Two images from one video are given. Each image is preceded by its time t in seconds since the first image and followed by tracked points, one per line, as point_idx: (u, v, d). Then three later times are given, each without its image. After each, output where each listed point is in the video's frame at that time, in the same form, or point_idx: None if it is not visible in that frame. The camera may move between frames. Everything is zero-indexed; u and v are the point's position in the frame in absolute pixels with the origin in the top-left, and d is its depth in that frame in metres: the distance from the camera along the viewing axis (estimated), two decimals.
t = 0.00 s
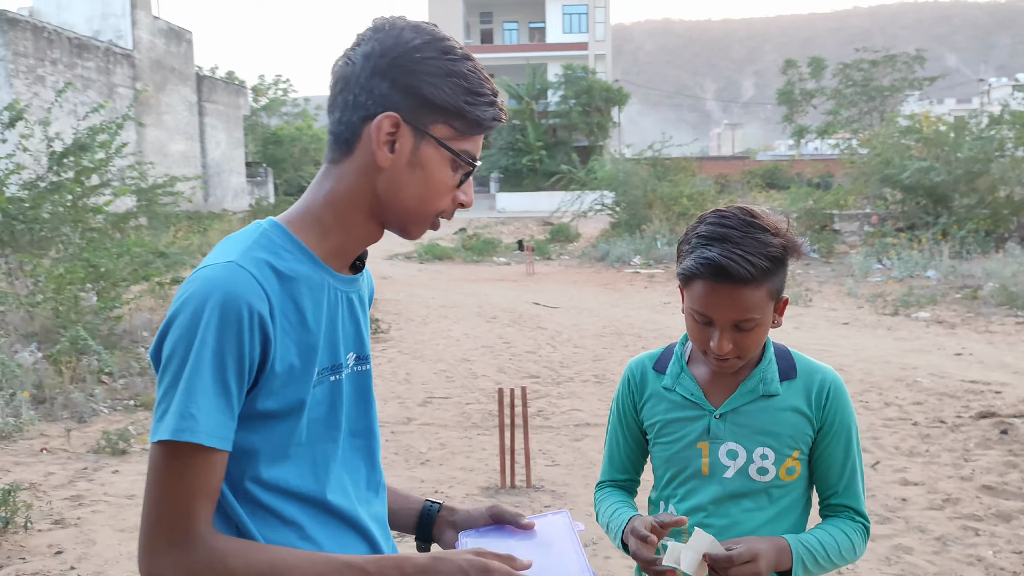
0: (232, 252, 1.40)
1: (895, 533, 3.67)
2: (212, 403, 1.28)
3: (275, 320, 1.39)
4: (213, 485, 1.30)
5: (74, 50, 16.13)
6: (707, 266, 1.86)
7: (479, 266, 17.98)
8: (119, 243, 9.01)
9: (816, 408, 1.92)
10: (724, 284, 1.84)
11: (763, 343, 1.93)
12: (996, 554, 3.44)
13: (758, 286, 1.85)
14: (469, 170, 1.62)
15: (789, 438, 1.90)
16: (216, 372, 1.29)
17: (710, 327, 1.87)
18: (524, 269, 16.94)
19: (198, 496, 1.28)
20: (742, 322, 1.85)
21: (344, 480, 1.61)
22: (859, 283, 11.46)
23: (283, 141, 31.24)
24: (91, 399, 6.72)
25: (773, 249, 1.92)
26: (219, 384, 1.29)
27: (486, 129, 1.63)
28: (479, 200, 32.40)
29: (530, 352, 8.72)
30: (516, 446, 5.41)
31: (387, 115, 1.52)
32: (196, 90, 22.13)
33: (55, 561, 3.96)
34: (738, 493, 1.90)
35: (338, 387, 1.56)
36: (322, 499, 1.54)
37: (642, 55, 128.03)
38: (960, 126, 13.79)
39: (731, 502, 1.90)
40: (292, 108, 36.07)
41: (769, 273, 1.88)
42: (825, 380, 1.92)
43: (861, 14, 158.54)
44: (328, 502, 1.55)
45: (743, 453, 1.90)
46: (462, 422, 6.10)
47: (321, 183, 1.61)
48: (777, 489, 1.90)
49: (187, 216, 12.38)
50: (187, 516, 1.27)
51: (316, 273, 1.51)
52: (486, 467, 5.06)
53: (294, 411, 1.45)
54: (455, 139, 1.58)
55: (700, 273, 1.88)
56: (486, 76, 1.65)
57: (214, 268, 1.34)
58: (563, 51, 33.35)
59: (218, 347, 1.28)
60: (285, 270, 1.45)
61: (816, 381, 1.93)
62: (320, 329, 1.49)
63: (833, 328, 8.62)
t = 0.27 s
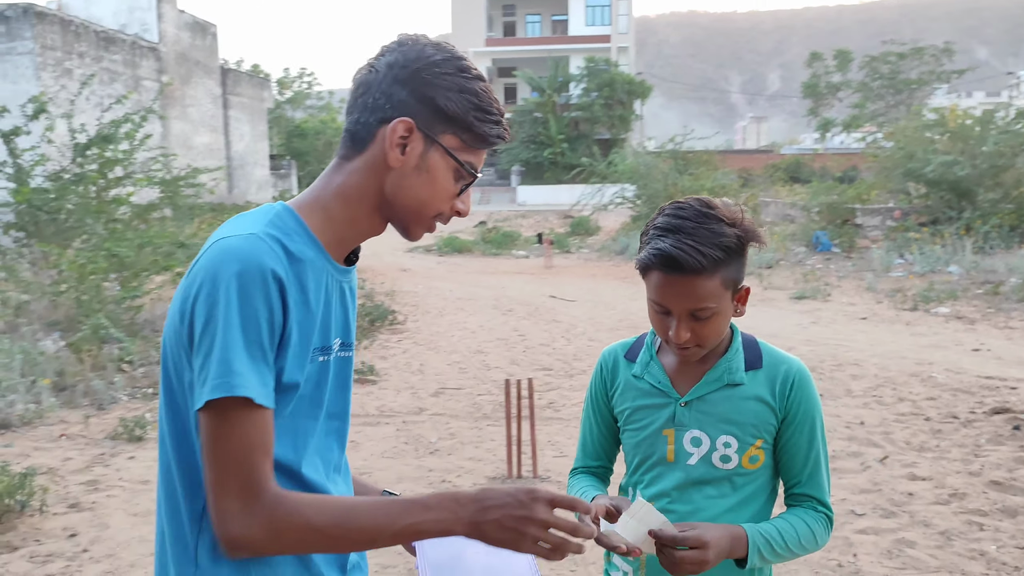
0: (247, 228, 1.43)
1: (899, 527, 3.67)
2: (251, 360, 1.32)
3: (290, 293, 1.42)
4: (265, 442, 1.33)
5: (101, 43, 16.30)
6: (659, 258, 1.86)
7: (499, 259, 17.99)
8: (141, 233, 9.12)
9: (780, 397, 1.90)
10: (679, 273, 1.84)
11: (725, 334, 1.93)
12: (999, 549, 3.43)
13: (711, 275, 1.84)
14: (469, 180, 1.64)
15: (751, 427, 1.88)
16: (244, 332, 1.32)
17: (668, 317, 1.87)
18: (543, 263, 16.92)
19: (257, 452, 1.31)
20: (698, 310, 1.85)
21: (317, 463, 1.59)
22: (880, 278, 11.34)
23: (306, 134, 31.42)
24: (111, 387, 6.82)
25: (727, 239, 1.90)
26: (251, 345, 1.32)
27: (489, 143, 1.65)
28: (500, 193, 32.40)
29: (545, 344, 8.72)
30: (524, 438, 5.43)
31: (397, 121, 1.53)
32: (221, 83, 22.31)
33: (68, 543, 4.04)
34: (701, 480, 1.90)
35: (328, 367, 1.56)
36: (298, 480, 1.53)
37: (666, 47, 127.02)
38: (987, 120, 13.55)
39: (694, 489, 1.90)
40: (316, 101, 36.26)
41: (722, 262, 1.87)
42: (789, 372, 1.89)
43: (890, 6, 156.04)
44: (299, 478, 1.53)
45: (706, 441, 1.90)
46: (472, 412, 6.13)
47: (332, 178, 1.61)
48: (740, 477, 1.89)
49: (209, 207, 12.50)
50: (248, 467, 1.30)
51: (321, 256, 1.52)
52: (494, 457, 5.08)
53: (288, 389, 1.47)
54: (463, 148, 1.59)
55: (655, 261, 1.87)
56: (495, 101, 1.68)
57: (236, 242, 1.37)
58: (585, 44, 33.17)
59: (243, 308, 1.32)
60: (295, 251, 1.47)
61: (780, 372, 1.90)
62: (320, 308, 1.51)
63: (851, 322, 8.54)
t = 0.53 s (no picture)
0: (266, 212, 1.45)
1: (896, 516, 3.74)
2: (293, 331, 1.35)
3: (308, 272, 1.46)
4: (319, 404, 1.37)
5: (115, 37, 16.41)
6: (620, 246, 1.89)
7: (510, 252, 17.99)
8: (153, 226, 9.19)
9: (743, 379, 1.92)
10: (640, 258, 1.86)
11: (691, 321, 1.96)
12: (993, 538, 3.48)
13: (672, 259, 1.86)
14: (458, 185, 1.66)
15: (716, 408, 1.91)
16: (279, 303, 1.35)
17: (633, 303, 1.90)
18: (553, 256, 16.93)
19: (317, 405, 1.37)
20: (660, 295, 1.87)
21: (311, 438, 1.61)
22: (890, 271, 11.31)
23: (319, 128, 31.52)
24: (123, 376, 6.90)
25: (686, 227, 1.92)
26: (288, 315, 1.36)
27: (480, 149, 1.66)
28: (511, 187, 32.41)
29: (552, 336, 8.76)
30: (526, 428, 5.47)
31: (396, 125, 1.56)
32: (234, 77, 22.40)
33: (79, 527, 4.11)
34: (668, 459, 1.92)
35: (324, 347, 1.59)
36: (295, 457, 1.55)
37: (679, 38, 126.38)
38: (1001, 113, 13.44)
39: (662, 467, 1.93)
40: (329, 94, 36.36)
41: (682, 248, 1.89)
42: (753, 355, 1.91)
43: None
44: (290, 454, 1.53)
45: (673, 421, 1.92)
46: (478, 402, 6.18)
47: (333, 173, 1.63)
48: (706, 456, 1.92)
49: (222, 200, 12.59)
50: (319, 429, 1.36)
51: (324, 243, 1.55)
52: (499, 446, 5.14)
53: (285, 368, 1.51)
54: (458, 156, 1.62)
55: (616, 246, 1.90)
56: (487, 110, 1.70)
57: (260, 221, 1.40)
58: (598, 37, 33.06)
59: (279, 283, 1.36)
60: (306, 237, 1.50)
61: (744, 356, 1.93)
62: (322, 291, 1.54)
63: (859, 315, 8.53)
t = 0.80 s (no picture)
0: (290, 209, 1.50)
1: (894, 509, 3.78)
2: (311, 322, 1.41)
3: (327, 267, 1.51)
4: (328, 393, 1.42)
5: (122, 37, 16.50)
6: (608, 246, 1.94)
7: (516, 251, 18.03)
8: (161, 225, 9.27)
9: (733, 368, 1.98)
10: (628, 254, 1.91)
11: (681, 316, 2.02)
12: (990, 531, 3.52)
13: (660, 256, 1.91)
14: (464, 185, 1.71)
15: (706, 396, 1.96)
16: (300, 294, 1.41)
17: (624, 297, 1.95)
18: (559, 254, 16.96)
19: (330, 395, 1.42)
20: (648, 289, 1.92)
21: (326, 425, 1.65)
22: (895, 269, 11.33)
23: (326, 127, 31.62)
24: (132, 373, 6.97)
25: (672, 223, 1.97)
26: (307, 305, 1.41)
27: (487, 149, 1.70)
28: (518, 185, 32.45)
29: (557, 334, 8.81)
30: (529, 423, 5.52)
31: (403, 128, 1.62)
32: (240, 76, 22.50)
33: (90, 521, 4.18)
34: (661, 445, 1.98)
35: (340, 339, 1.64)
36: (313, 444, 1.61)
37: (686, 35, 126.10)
38: (1007, 110, 13.41)
39: (655, 453, 1.98)
40: (335, 94, 36.45)
41: (669, 243, 1.93)
42: (741, 345, 1.97)
43: None
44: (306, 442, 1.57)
45: (665, 409, 1.98)
46: (483, 399, 6.23)
47: (346, 175, 1.68)
48: (697, 443, 1.97)
49: (229, 199, 12.67)
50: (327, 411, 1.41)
51: (341, 240, 1.60)
52: (503, 442, 5.19)
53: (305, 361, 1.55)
54: (463, 158, 1.66)
55: (605, 243, 1.95)
56: (490, 116, 1.73)
57: (284, 218, 1.46)
58: (604, 35, 33.04)
59: (302, 277, 1.42)
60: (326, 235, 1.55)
61: (732, 346, 1.99)
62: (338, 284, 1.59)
63: (863, 312, 8.56)
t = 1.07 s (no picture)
0: (285, 216, 1.56)
1: (891, 510, 3.82)
2: (296, 322, 1.45)
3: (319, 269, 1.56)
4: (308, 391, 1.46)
5: (128, 47, 16.65)
6: (612, 226, 2.04)
7: (520, 257, 18.09)
8: (168, 232, 9.35)
9: (720, 365, 2.05)
10: (625, 240, 2.01)
11: (668, 305, 2.08)
12: (985, 530, 3.57)
13: (652, 241, 2.02)
14: (456, 173, 1.73)
15: (694, 391, 2.04)
16: (287, 296, 1.46)
17: (616, 282, 2.04)
18: (562, 260, 17.02)
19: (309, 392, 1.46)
20: (640, 275, 2.00)
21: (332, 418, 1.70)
22: (897, 274, 11.39)
23: (330, 136, 31.77)
24: (139, 379, 7.04)
25: (666, 214, 2.07)
26: (292, 306, 1.46)
27: (473, 136, 1.73)
28: (521, 193, 32.56)
29: (561, 340, 8.86)
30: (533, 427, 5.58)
31: (378, 123, 1.68)
32: (246, 85, 22.66)
33: (101, 523, 4.24)
34: (653, 439, 2.05)
35: (341, 336, 1.69)
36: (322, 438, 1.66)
37: (689, 42, 126.33)
38: (1009, 116, 13.46)
39: (647, 447, 2.06)
40: (340, 102, 36.66)
41: (662, 231, 2.04)
42: (726, 343, 2.05)
43: None
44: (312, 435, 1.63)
45: (656, 405, 2.06)
46: (486, 404, 6.28)
47: (345, 178, 1.74)
48: (687, 437, 2.05)
49: (235, 207, 12.77)
50: (303, 404, 1.45)
51: (339, 241, 1.65)
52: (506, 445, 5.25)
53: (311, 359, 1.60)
54: (445, 145, 1.69)
55: (604, 230, 2.06)
56: (472, 106, 1.77)
57: (279, 224, 1.52)
58: (607, 43, 33.16)
59: (289, 281, 1.47)
60: (320, 238, 1.59)
61: (720, 343, 2.06)
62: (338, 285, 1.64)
63: (864, 317, 8.60)
